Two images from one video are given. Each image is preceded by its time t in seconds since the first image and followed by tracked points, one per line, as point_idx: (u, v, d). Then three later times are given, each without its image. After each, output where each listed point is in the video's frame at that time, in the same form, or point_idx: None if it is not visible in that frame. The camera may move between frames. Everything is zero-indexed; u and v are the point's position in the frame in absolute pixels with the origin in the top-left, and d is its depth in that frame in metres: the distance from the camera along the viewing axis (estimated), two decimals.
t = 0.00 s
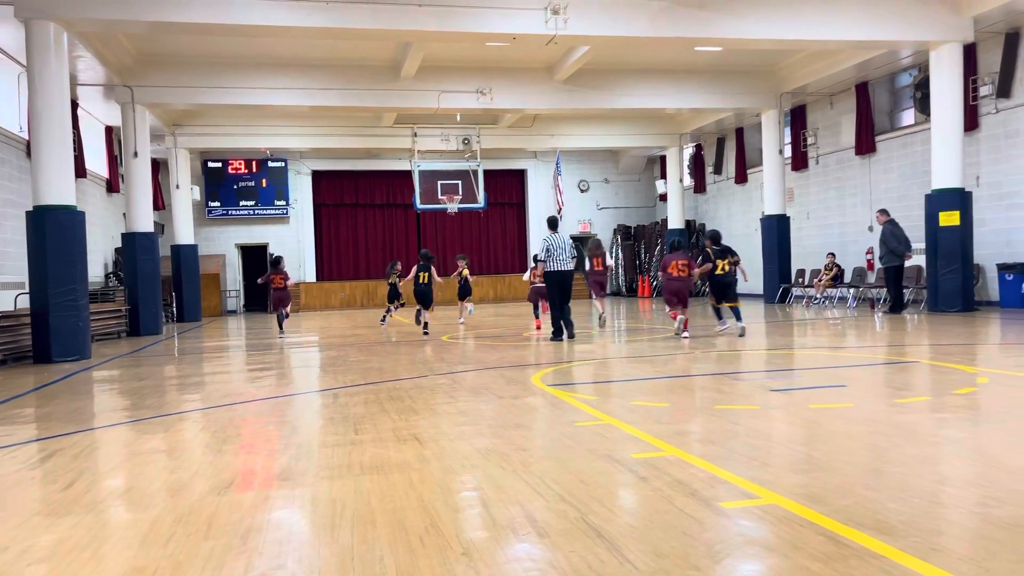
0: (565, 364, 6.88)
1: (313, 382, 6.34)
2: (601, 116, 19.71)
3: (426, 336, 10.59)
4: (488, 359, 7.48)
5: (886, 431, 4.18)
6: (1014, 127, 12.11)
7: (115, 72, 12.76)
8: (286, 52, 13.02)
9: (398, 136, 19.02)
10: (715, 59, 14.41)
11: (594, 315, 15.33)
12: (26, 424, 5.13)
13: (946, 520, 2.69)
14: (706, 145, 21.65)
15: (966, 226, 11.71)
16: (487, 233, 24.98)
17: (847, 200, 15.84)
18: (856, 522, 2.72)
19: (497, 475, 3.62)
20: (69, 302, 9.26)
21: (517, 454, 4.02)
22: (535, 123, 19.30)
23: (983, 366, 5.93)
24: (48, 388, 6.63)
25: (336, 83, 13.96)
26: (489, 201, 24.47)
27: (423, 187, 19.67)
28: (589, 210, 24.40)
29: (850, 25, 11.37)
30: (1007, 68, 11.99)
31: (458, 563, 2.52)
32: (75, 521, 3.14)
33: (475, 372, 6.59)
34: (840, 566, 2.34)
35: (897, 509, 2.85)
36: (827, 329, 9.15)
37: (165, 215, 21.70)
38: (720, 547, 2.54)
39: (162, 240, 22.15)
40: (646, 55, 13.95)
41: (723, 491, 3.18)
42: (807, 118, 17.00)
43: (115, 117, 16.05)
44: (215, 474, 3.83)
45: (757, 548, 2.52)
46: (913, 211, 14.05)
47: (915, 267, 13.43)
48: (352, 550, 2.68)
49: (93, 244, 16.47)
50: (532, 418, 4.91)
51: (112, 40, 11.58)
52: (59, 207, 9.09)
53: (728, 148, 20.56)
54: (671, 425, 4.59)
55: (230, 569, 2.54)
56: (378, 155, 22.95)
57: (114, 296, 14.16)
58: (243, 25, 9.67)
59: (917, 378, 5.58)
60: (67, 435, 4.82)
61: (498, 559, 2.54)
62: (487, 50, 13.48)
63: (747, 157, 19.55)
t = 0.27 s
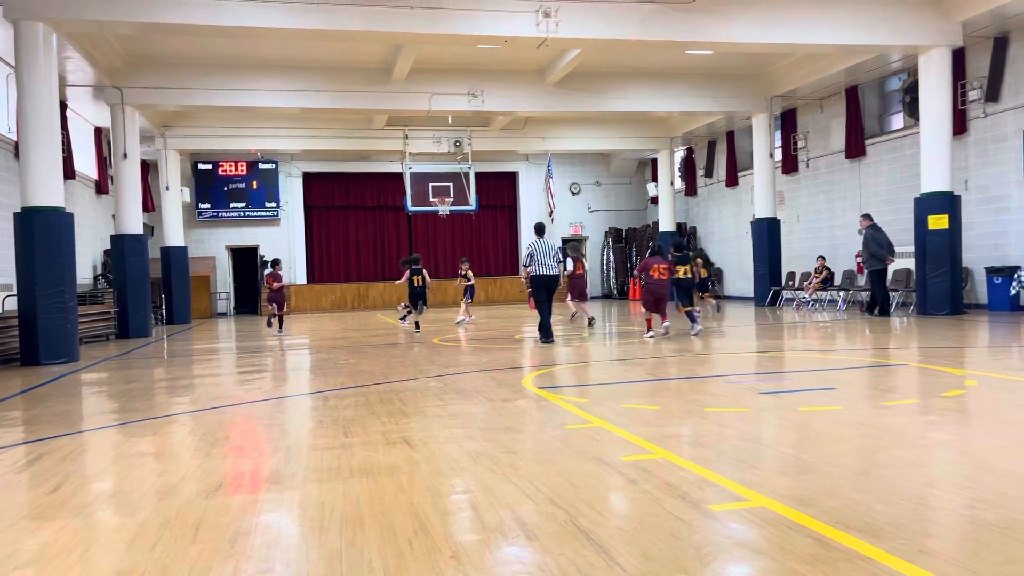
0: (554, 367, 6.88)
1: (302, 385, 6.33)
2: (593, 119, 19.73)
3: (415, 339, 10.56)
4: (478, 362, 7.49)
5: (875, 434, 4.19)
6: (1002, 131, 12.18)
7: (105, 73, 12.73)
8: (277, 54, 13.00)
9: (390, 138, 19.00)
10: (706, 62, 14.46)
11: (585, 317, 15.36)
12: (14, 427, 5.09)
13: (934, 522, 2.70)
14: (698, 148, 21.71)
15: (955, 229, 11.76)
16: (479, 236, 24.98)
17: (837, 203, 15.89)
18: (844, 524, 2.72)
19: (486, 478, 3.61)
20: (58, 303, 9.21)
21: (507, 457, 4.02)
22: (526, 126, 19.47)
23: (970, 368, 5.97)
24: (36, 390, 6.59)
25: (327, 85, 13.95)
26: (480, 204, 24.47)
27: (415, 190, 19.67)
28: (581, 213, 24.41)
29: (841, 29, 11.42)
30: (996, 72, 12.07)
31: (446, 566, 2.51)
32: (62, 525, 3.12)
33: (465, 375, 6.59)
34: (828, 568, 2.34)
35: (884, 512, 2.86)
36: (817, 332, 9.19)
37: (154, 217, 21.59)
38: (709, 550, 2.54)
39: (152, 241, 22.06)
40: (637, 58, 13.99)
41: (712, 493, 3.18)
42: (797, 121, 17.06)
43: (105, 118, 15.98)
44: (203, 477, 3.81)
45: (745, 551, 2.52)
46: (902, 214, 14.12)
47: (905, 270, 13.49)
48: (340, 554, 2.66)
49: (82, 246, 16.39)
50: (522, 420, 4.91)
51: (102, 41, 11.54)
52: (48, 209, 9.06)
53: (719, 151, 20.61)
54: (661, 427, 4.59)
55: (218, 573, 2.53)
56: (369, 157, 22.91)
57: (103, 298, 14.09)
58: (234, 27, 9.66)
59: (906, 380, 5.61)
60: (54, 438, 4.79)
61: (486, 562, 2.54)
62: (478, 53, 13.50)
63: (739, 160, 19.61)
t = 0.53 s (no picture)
0: (547, 369, 6.89)
1: (295, 387, 6.31)
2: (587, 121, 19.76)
3: (409, 341, 10.55)
4: (472, 364, 7.49)
5: (866, 435, 4.21)
6: (994, 134, 12.25)
7: (98, 74, 12.69)
8: (270, 55, 12.99)
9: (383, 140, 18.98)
10: (699, 65, 14.50)
11: (579, 319, 15.38)
12: (4, 430, 5.06)
13: (926, 523, 2.71)
14: (691, 150, 21.77)
15: (946, 231, 11.82)
16: (473, 237, 24.98)
17: (830, 205, 15.96)
18: (836, 526, 2.73)
19: (479, 480, 3.61)
20: (49, 306, 9.19)
21: (500, 459, 4.02)
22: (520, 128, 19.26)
23: (962, 370, 6.00)
24: (27, 393, 6.55)
25: (320, 87, 13.94)
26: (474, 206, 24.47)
27: (407, 192, 19.65)
28: (574, 215, 24.44)
29: (833, 32, 11.47)
30: (988, 75, 12.16)
31: (439, 569, 2.51)
32: (53, 528, 3.10)
33: (459, 377, 6.59)
34: (820, 570, 2.35)
35: (876, 513, 2.87)
36: (810, 334, 9.23)
37: (147, 218, 21.52)
38: (701, 552, 2.55)
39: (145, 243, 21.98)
40: (630, 60, 14.02)
41: (705, 495, 3.19)
42: (790, 123, 17.13)
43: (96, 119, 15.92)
44: (195, 480, 3.79)
45: (738, 553, 2.52)
46: (894, 217, 14.20)
47: (896, 272, 13.55)
48: (333, 557, 2.66)
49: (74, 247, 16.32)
50: (516, 422, 4.91)
51: (94, 42, 11.51)
52: (39, 210, 9.02)
53: (712, 153, 20.68)
54: (653, 429, 4.60)
55: None
56: (362, 158, 22.88)
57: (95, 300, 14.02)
58: (226, 28, 9.64)
59: (898, 382, 5.63)
60: (45, 441, 4.76)
61: (479, 564, 2.53)
62: (471, 54, 13.51)
63: (732, 162, 19.68)
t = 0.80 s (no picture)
0: (543, 369, 6.90)
1: (291, 388, 6.30)
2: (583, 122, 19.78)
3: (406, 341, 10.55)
4: (468, 364, 7.49)
5: (862, 434, 4.22)
6: (988, 135, 12.31)
7: (93, 75, 12.67)
8: (266, 56, 12.99)
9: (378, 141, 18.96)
10: (695, 65, 14.53)
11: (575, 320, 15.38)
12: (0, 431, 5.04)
13: (922, 522, 2.72)
14: (687, 151, 21.81)
15: (941, 231, 11.86)
16: (469, 238, 24.98)
17: (825, 206, 16.01)
18: (833, 525, 2.74)
19: (477, 480, 3.60)
20: (44, 307, 9.14)
21: (497, 459, 4.02)
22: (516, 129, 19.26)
23: (957, 369, 6.02)
24: (22, 394, 6.52)
25: (316, 87, 13.94)
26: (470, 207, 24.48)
27: (404, 193, 19.64)
28: (570, 215, 24.46)
29: (828, 32, 11.50)
30: (982, 76, 12.21)
31: (437, 568, 2.50)
32: (50, 528, 3.09)
33: (455, 377, 6.59)
34: (817, 568, 2.35)
35: (873, 512, 2.87)
36: (805, 334, 9.26)
37: (142, 220, 21.47)
38: (698, 551, 2.55)
39: (140, 244, 21.94)
40: (626, 61, 14.05)
41: (703, 495, 3.19)
42: (786, 124, 17.18)
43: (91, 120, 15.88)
44: (191, 480, 3.78)
45: (735, 551, 2.53)
46: (889, 217, 14.25)
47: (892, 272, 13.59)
48: (331, 556, 2.65)
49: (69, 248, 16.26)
50: (513, 422, 4.92)
51: (89, 43, 11.51)
52: (35, 211, 9.00)
53: (708, 154, 20.72)
54: (650, 429, 4.61)
55: None
56: (359, 159, 22.86)
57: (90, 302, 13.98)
58: (220, 28, 9.62)
59: (894, 382, 5.65)
60: (41, 442, 4.74)
61: (477, 564, 2.53)
62: (468, 55, 13.53)
63: (727, 163, 19.73)
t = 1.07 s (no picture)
0: (542, 369, 6.90)
1: (290, 388, 6.29)
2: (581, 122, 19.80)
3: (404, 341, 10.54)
4: (467, 364, 7.50)
5: (861, 433, 4.22)
6: (986, 134, 12.33)
7: (91, 76, 12.67)
8: (265, 56, 12.99)
9: (377, 141, 18.95)
10: (693, 65, 14.55)
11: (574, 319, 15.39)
12: None
13: (921, 520, 2.73)
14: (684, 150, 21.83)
15: (939, 230, 11.88)
16: (467, 238, 24.98)
17: (823, 205, 16.03)
18: (833, 524, 2.74)
19: (477, 479, 3.61)
20: (43, 307, 9.13)
21: (496, 458, 4.02)
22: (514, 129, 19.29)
23: (956, 368, 6.02)
24: (20, 395, 6.51)
25: (315, 88, 13.93)
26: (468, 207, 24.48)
27: (402, 193, 19.64)
28: (568, 215, 24.47)
29: (825, 31, 11.52)
30: (980, 75, 12.22)
31: (437, 567, 2.51)
32: (49, 529, 3.09)
33: (454, 377, 6.60)
34: (816, 566, 2.36)
35: (872, 510, 2.88)
36: (804, 333, 9.26)
37: (140, 220, 21.45)
38: (698, 549, 2.55)
39: (138, 245, 21.92)
40: (624, 61, 14.07)
41: (703, 493, 3.19)
42: (783, 123, 17.20)
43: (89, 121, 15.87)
44: (191, 481, 3.78)
45: (734, 549, 2.53)
46: (887, 216, 14.27)
47: (890, 271, 13.60)
48: (331, 556, 2.65)
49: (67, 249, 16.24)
50: (511, 421, 4.92)
51: (87, 44, 11.51)
52: (33, 212, 8.99)
53: (706, 153, 20.73)
54: (649, 428, 4.61)
55: None
56: (357, 159, 22.85)
57: (88, 303, 13.97)
58: (218, 29, 9.62)
59: (892, 380, 5.66)
60: (40, 442, 4.74)
61: (477, 562, 2.53)
62: (466, 55, 13.54)
63: (725, 163, 19.74)
